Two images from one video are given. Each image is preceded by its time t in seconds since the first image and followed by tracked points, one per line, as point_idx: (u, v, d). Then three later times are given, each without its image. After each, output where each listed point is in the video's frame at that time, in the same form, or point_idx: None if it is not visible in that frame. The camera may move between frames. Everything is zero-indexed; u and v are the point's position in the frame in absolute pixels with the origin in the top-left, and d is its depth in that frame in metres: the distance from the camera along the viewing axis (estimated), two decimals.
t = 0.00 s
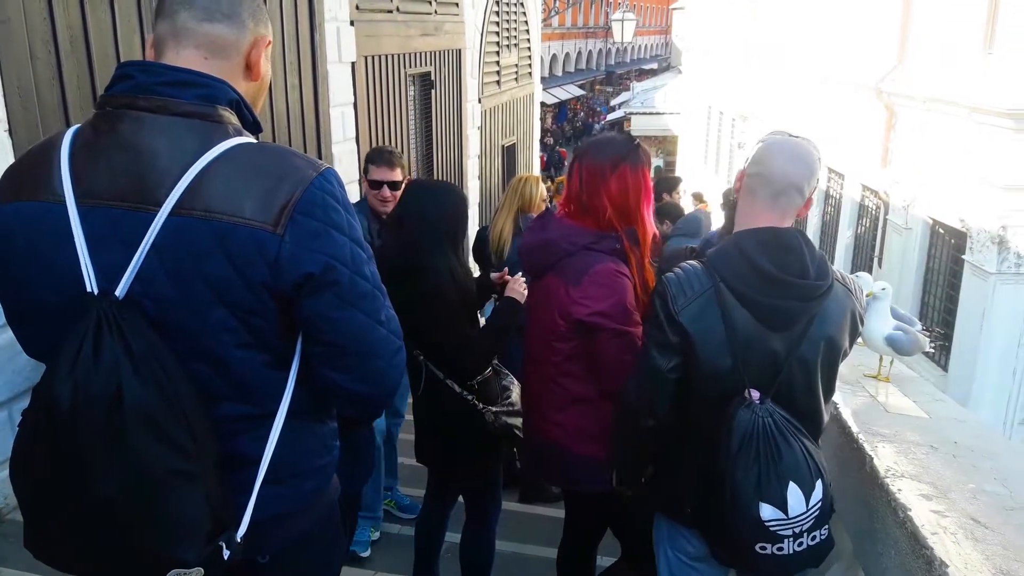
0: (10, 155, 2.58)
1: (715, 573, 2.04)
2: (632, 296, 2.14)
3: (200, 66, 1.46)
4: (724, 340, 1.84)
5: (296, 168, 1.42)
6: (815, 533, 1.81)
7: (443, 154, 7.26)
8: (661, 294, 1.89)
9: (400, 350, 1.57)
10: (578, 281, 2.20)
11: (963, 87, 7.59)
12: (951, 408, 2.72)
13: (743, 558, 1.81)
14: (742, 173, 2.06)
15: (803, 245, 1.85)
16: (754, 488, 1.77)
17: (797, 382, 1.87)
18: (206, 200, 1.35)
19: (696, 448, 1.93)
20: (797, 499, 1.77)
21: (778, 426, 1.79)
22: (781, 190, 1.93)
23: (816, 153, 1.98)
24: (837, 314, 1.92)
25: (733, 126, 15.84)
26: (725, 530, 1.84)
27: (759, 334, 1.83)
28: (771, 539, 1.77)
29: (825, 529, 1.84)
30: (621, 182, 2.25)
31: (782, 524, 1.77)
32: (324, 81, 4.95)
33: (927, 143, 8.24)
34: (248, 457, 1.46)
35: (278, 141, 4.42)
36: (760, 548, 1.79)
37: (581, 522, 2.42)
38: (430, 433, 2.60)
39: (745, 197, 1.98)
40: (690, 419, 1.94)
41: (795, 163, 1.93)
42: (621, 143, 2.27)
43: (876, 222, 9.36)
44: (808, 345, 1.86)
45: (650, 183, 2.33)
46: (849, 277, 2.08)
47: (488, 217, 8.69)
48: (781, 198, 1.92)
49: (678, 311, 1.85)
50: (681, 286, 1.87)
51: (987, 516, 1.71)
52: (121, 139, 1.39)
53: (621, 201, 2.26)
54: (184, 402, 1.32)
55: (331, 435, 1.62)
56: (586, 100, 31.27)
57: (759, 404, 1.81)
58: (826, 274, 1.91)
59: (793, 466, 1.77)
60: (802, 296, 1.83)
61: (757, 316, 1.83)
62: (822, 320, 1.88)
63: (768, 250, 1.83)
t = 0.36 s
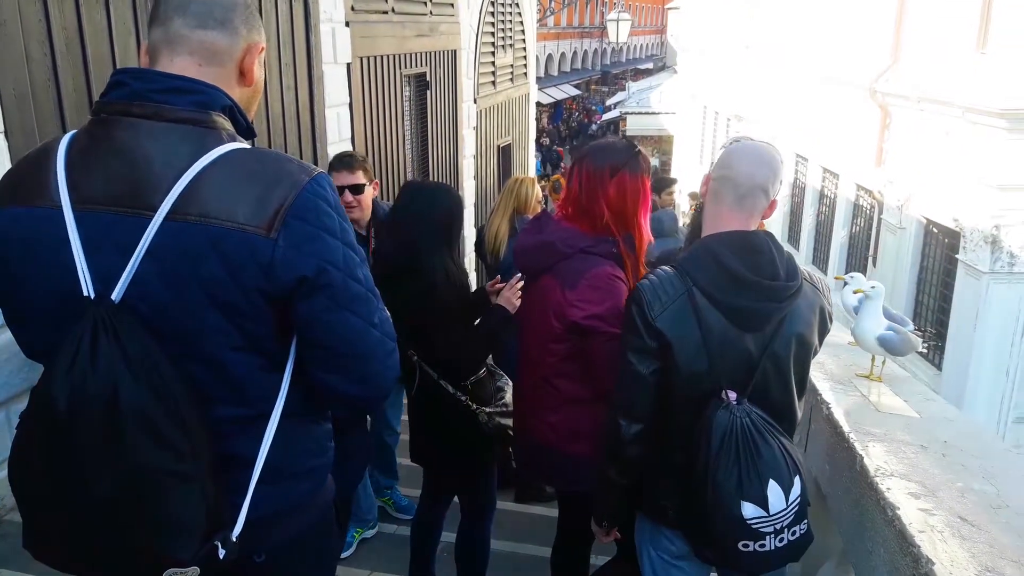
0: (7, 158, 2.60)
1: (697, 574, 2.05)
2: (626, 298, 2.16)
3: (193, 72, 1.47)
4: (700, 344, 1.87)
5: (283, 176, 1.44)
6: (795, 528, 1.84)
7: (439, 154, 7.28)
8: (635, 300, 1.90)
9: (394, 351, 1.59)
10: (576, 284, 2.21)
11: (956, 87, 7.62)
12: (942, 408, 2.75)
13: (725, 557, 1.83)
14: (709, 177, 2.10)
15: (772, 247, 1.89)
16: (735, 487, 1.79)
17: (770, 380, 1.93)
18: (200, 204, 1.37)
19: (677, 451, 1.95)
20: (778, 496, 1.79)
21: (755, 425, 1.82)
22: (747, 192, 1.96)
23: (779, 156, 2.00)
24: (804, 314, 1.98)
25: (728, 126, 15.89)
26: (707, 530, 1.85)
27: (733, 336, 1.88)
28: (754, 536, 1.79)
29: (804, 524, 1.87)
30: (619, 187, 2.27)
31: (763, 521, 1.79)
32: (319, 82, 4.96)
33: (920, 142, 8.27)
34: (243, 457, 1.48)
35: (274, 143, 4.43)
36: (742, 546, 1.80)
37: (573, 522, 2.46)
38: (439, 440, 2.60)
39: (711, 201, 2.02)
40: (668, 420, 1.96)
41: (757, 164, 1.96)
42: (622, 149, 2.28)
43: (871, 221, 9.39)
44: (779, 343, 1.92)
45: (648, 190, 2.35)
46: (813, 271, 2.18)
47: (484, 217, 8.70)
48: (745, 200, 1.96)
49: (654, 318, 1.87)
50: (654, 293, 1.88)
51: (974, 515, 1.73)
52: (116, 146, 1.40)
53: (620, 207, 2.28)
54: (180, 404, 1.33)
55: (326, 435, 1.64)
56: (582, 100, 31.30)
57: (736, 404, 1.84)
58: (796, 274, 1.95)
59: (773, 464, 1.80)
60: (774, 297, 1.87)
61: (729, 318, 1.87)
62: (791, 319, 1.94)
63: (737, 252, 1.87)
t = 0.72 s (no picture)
0: (6, 162, 2.61)
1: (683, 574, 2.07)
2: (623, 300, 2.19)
3: (191, 80, 1.49)
4: (685, 345, 1.90)
5: (274, 182, 1.45)
6: (775, 530, 1.87)
7: (436, 157, 7.30)
8: (620, 302, 1.93)
9: (391, 354, 1.60)
10: (573, 287, 2.23)
11: (950, 88, 7.66)
12: (934, 408, 2.77)
13: (705, 556, 1.86)
14: (697, 178, 2.13)
15: (755, 251, 1.92)
16: (714, 488, 1.82)
17: (752, 383, 1.95)
18: (196, 211, 1.38)
19: (662, 453, 1.98)
20: (756, 498, 1.82)
21: (737, 427, 1.85)
22: (741, 198, 2.00)
23: (765, 161, 2.05)
24: (788, 319, 2.01)
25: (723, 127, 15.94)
26: (687, 530, 1.89)
27: (717, 338, 1.90)
28: (732, 536, 1.82)
29: (784, 526, 1.89)
30: (616, 192, 2.28)
31: (742, 522, 1.82)
32: (317, 85, 4.98)
33: (914, 144, 8.30)
34: (239, 461, 1.49)
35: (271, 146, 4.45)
36: (721, 547, 1.83)
37: (564, 524, 2.48)
38: (438, 439, 2.61)
39: (703, 204, 2.05)
40: (650, 422, 1.99)
41: (750, 170, 2.00)
42: (621, 154, 2.32)
43: (866, 222, 9.43)
44: (763, 346, 1.95)
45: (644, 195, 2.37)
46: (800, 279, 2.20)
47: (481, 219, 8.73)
48: (739, 205, 2.00)
49: (640, 319, 1.90)
50: (639, 293, 1.92)
51: (964, 515, 1.75)
52: (115, 154, 1.42)
53: (620, 211, 2.30)
54: (176, 409, 1.35)
55: (322, 438, 1.66)
56: (578, 101, 31.33)
57: (718, 406, 1.87)
58: (780, 279, 1.98)
59: (753, 466, 1.83)
60: (757, 300, 1.89)
61: (713, 322, 1.89)
62: (775, 323, 1.97)
63: (723, 256, 1.89)
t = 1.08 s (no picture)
0: None
1: (667, 570, 2.10)
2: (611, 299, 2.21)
3: (174, 83, 1.52)
4: (669, 343, 1.93)
5: (256, 184, 1.48)
6: (755, 526, 1.90)
7: (430, 157, 7.32)
8: (607, 299, 1.96)
9: (372, 355, 1.62)
10: (560, 288, 2.26)
11: (942, 88, 7.70)
12: (921, 405, 2.80)
13: (686, 551, 1.90)
14: (683, 180, 2.15)
15: (741, 251, 1.95)
16: (694, 484, 1.86)
17: (735, 381, 1.98)
18: (178, 213, 1.41)
19: (645, 450, 2.01)
20: (736, 494, 1.85)
21: (718, 424, 1.89)
22: (728, 197, 2.03)
23: (749, 159, 2.07)
24: (774, 318, 2.03)
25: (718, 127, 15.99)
26: (669, 526, 1.92)
27: (701, 336, 1.93)
28: (711, 531, 1.86)
29: (764, 522, 1.92)
30: (600, 192, 2.31)
31: (721, 517, 1.85)
32: (310, 86, 5.00)
33: (906, 144, 8.34)
34: (221, 458, 1.51)
35: (264, 146, 4.48)
36: (701, 542, 1.87)
37: (554, 522, 2.51)
38: (453, 434, 2.68)
39: (692, 206, 2.06)
40: (633, 420, 2.02)
41: (735, 168, 2.02)
42: (604, 154, 2.35)
43: (859, 221, 9.48)
44: (747, 344, 1.97)
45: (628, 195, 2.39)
46: (791, 280, 2.22)
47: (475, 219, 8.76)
48: (727, 204, 2.02)
49: (623, 316, 1.93)
50: (625, 292, 1.95)
51: (943, 508, 1.78)
52: (99, 157, 1.44)
53: (605, 210, 2.33)
54: (158, 406, 1.37)
55: (305, 436, 1.68)
56: (574, 102, 31.36)
57: (700, 403, 1.91)
58: (767, 278, 2.00)
59: (733, 463, 1.86)
60: (741, 300, 1.92)
61: (697, 320, 1.92)
62: (759, 322, 1.99)
63: (709, 256, 1.92)
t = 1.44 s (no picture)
0: None
1: (655, 568, 2.12)
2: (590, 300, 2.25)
3: (139, 86, 1.56)
4: (656, 342, 1.94)
5: (235, 184, 1.49)
6: (743, 526, 1.91)
7: (425, 158, 7.34)
8: (594, 299, 1.98)
9: (347, 357, 1.65)
10: (541, 288, 2.28)
11: (934, 88, 7.73)
12: (908, 404, 2.83)
13: (673, 548, 1.92)
14: (669, 183, 2.16)
15: (727, 252, 1.97)
16: (681, 483, 1.88)
17: (722, 380, 1.98)
18: (153, 214, 1.43)
19: (630, 447, 2.03)
20: (722, 493, 1.87)
21: (706, 424, 1.90)
22: (715, 198, 2.04)
23: (734, 161, 2.09)
24: (764, 318, 2.03)
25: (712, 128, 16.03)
26: (656, 525, 1.94)
27: (687, 335, 1.94)
28: (698, 531, 1.88)
29: (753, 522, 1.93)
30: (583, 193, 2.35)
31: (708, 516, 1.87)
32: (304, 88, 5.03)
33: (899, 144, 8.37)
34: (197, 457, 1.53)
35: (256, 148, 4.49)
36: (688, 540, 1.89)
37: (545, 522, 2.53)
38: (452, 436, 2.81)
39: (680, 210, 2.07)
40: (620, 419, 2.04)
41: (721, 170, 2.04)
42: (590, 156, 2.38)
43: (853, 221, 9.51)
44: (735, 344, 1.97)
45: (613, 199, 2.44)
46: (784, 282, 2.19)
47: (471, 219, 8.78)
48: (715, 205, 2.04)
49: (610, 316, 1.95)
50: (613, 292, 1.96)
51: (922, 505, 1.80)
52: (78, 158, 1.47)
53: (589, 212, 2.37)
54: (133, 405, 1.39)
55: (287, 436, 1.70)
56: (570, 102, 31.37)
57: (687, 402, 1.92)
58: (753, 278, 2.01)
59: (720, 461, 1.87)
60: (726, 300, 1.94)
61: (684, 320, 1.93)
62: (748, 322, 1.99)
63: (696, 257, 1.93)
